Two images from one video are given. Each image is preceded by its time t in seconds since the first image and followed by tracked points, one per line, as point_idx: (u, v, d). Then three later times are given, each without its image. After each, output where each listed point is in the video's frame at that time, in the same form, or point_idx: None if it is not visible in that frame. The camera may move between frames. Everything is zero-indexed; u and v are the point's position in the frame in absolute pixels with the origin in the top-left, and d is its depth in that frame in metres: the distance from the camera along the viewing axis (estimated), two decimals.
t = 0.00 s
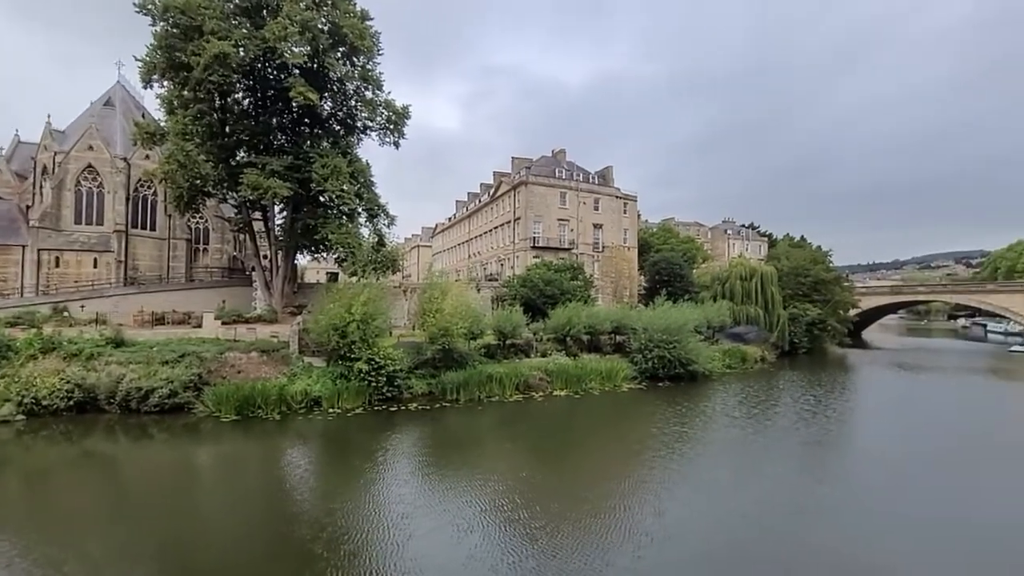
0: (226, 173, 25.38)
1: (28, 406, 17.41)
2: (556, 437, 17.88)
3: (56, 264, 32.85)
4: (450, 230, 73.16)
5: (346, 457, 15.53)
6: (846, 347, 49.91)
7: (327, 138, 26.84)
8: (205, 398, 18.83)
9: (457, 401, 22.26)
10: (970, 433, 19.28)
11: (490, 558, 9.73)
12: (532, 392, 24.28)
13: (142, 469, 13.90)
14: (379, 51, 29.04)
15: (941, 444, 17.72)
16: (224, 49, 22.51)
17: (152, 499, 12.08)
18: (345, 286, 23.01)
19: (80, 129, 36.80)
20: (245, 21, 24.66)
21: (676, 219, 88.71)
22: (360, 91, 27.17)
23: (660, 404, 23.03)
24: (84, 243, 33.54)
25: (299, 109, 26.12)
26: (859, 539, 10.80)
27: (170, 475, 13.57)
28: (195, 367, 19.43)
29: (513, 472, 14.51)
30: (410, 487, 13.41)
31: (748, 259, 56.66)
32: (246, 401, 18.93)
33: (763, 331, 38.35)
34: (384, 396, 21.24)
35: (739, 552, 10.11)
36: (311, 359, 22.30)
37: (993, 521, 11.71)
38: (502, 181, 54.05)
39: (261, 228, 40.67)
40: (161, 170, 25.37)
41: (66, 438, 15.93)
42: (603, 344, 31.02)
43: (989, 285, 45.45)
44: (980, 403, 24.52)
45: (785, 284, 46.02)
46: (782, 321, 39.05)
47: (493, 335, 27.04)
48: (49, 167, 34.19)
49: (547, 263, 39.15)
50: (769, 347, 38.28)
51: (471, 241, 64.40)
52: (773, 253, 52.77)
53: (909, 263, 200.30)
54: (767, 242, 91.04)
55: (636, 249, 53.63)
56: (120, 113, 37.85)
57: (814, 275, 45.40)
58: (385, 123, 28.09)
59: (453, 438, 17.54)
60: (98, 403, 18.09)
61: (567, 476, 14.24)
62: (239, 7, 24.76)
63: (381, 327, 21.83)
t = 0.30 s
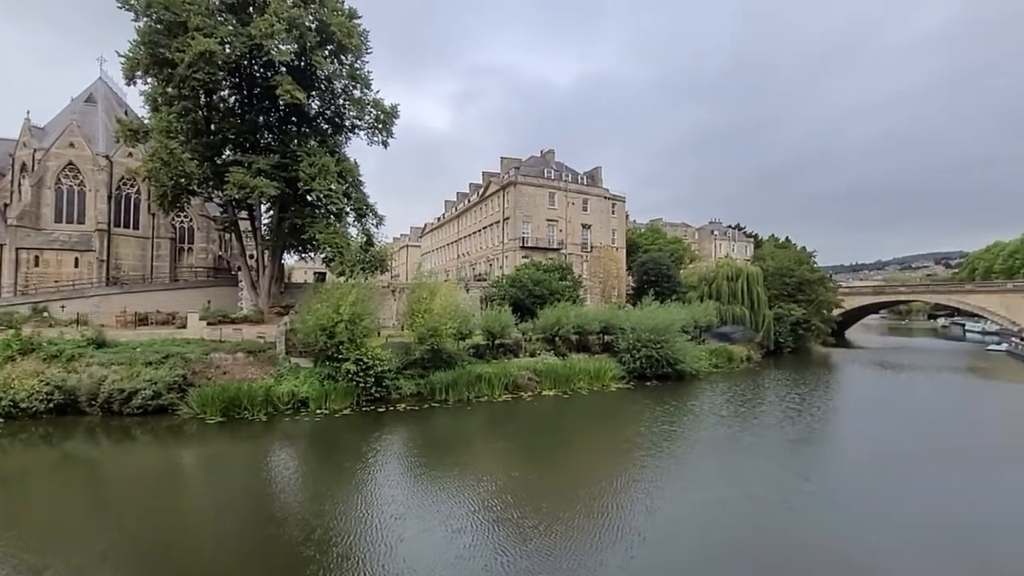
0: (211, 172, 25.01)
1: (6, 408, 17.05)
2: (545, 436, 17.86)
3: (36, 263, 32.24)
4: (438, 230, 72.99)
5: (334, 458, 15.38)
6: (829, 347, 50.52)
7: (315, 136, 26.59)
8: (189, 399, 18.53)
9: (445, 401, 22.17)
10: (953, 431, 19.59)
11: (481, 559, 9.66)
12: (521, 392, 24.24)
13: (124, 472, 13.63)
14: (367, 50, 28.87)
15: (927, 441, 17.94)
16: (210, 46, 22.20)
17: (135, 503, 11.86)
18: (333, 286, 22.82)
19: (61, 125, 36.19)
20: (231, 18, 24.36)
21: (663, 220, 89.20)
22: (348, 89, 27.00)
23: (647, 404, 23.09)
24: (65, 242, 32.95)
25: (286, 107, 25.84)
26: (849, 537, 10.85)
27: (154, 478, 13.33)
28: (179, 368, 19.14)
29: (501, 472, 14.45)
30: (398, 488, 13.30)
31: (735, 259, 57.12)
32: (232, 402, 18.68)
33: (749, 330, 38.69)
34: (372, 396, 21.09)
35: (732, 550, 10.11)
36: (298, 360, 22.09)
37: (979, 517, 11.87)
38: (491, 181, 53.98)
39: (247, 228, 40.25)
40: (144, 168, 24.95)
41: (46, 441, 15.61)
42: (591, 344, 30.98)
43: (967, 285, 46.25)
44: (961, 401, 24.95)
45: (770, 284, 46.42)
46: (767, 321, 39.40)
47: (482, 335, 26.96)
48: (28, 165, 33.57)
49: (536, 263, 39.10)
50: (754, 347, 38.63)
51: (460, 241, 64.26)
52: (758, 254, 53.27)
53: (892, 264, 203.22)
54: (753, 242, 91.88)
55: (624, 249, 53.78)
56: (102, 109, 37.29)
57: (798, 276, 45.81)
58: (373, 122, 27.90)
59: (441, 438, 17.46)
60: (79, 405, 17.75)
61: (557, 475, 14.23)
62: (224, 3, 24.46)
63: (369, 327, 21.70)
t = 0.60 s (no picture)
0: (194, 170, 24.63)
1: None
2: (533, 436, 17.81)
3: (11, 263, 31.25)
4: (426, 230, 72.69)
5: (320, 460, 15.19)
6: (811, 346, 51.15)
7: (300, 135, 26.30)
8: (171, 401, 18.21)
9: (433, 402, 22.04)
10: (934, 428, 19.88)
11: (471, 560, 9.57)
12: (509, 392, 24.18)
13: (104, 476, 13.35)
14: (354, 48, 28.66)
15: (909, 439, 18.16)
16: (193, 42, 21.85)
17: (116, 507, 11.61)
18: (319, 286, 22.58)
19: (38, 121, 35.48)
20: (214, 14, 24.01)
21: (649, 220, 89.68)
22: (334, 88, 26.80)
23: (634, 403, 23.15)
24: (42, 240, 32.09)
25: (271, 105, 25.53)
26: (836, 535, 10.90)
27: (135, 482, 13.07)
28: (161, 370, 18.81)
29: (487, 471, 14.37)
30: (384, 489, 13.16)
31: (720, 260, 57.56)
32: (215, 404, 18.40)
33: (733, 330, 39.03)
34: (359, 397, 20.90)
35: (721, 549, 10.12)
36: (283, 361, 21.85)
37: (962, 513, 12.05)
38: (479, 181, 53.86)
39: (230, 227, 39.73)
40: (125, 166, 24.50)
41: (22, 445, 15.24)
42: (579, 343, 30.85)
43: (944, 285, 47.10)
44: (941, 399, 25.39)
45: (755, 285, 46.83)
46: (751, 320, 39.76)
47: (469, 335, 26.85)
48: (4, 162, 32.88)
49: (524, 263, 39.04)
50: (739, 346, 38.99)
51: (447, 241, 64.03)
52: (742, 255, 53.75)
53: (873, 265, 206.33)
54: (737, 243, 92.72)
55: (611, 249, 53.95)
56: (81, 105, 36.62)
57: (781, 276, 46.23)
58: (360, 121, 27.68)
59: (427, 439, 17.33)
60: (57, 408, 17.37)
61: (545, 475, 14.18)
62: None
63: (356, 327, 21.50)
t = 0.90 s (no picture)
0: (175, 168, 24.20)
1: None
2: (520, 436, 17.74)
3: None
4: (412, 230, 72.34)
5: (303, 462, 14.96)
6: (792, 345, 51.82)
7: (284, 133, 25.98)
8: (151, 403, 17.88)
9: (418, 402, 21.86)
10: (913, 426, 20.18)
11: (459, 560, 9.48)
12: (495, 392, 24.10)
13: (80, 480, 13.02)
14: (339, 45, 28.38)
15: (890, 437, 18.38)
16: (174, 38, 21.45)
17: (91, 512, 11.32)
18: (304, 286, 22.31)
19: (12, 116, 34.64)
20: (196, 9, 23.61)
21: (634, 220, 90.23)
22: (319, 86, 26.54)
23: (620, 402, 23.18)
24: (17, 239, 31.42)
25: (255, 102, 25.16)
26: (821, 532, 10.97)
27: (113, 485, 12.78)
28: (140, 371, 18.44)
29: (472, 472, 14.25)
30: (369, 490, 13.00)
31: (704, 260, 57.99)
32: (197, 405, 18.08)
33: (717, 330, 39.35)
34: (344, 398, 20.69)
35: (705, 547, 10.13)
36: (266, 362, 21.56)
37: (941, 509, 12.24)
38: (465, 181, 53.69)
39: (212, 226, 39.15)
40: (103, 163, 23.97)
41: None
42: (564, 343, 30.82)
43: (919, 285, 47.96)
44: (919, 396, 25.87)
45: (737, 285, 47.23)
46: (734, 320, 40.12)
47: (455, 335, 26.69)
48: None
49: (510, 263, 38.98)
50: (722, 345, 39.33)
51: (433, 240, 63.74)
52: (726, 255, 54.23)
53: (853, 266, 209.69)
54: (720, 243, 93.62)
55: (596, 250, 54.08)
56: (56, 101, 35.82)
57: (763, 276, 46.66)
58: (345, 119, 27.42)
59: (412, 439, 17.17)
60: (31, 411, 16.93)
61: (531, 474, 14.12)
62: None
63: (341, 328, 21.28)
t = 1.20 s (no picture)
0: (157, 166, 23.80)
1: None
2: (507, 436, 17.71)
3: None
4: (399, 231, 72.00)
5: (289, 464, 14.75)
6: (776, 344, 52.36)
7: (269, 132, 25.68)
8: (131, 406, 17.55)
9: (406, 403, 21.70)
10: (897, 423, 20.40)
11: (450, 561, 9.40)
12: (483, 393, 24.02)
13: (58, 485, 12.72)
14: (325, 44, 28.10)
15: (874, 435, 18.60)
16: (156, 34, 21.09)
17: (71, 517, 11.08)
18: (289, 286, 22.05)
19: None
20: (179, 5, 23.24)
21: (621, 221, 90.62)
22: (305, 84, 26.28)
23: (607, 402, 23.21)
24: None
25: (239, 101, 24.82)
26: (808, 528, 11.04)
27: (92, 490, 12.51)
28: (121, 373, 18.10)
29: (460, 473, 14.13)
30: (356, 492, 12.85)
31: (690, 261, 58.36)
32: (179, 408, 17.79)
33: (702, 330, 39.62)
34: (330, 399, 20.48)
35: (694, 545, 10.14)
36: (251, 363, 21.27)
37: (924, 506, 12.40)
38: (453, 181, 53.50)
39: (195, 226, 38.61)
40: (82, 160, 23.50)
41: None
42: (552, 343, 30.77)
43: (898, 285, 48.74)
44: (900, 394, 26.27)
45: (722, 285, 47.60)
46: (719, 320, 40.42)
47: (443, 336, 26.54)
48: None
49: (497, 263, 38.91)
50: (708, 345, 39.61)
51: (421, 241, 63.46)
52: (711, 256, 54.62)
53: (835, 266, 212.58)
54: (706, 244, 94.35)
55: (584, 250, 54.19)
56: (33, 96, 35.09)
57: (747, 277, 47.04)
58: (331, 119, 27.18)
59: (398, 441, 17.02)
60: (7, 414, 16.53)
61: (520, 474, 14.09)
62: None
63: (327, 328, 21.06)
